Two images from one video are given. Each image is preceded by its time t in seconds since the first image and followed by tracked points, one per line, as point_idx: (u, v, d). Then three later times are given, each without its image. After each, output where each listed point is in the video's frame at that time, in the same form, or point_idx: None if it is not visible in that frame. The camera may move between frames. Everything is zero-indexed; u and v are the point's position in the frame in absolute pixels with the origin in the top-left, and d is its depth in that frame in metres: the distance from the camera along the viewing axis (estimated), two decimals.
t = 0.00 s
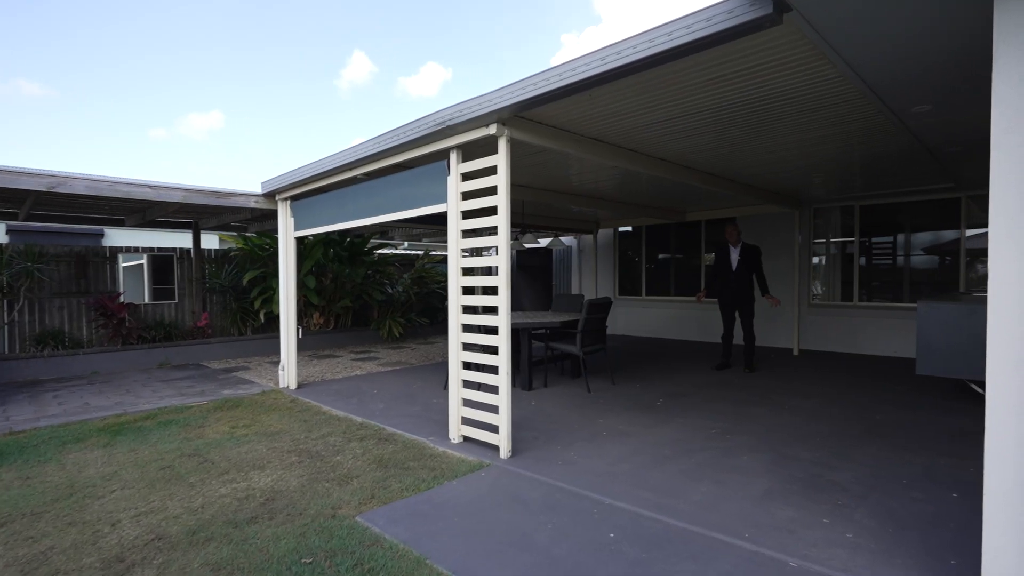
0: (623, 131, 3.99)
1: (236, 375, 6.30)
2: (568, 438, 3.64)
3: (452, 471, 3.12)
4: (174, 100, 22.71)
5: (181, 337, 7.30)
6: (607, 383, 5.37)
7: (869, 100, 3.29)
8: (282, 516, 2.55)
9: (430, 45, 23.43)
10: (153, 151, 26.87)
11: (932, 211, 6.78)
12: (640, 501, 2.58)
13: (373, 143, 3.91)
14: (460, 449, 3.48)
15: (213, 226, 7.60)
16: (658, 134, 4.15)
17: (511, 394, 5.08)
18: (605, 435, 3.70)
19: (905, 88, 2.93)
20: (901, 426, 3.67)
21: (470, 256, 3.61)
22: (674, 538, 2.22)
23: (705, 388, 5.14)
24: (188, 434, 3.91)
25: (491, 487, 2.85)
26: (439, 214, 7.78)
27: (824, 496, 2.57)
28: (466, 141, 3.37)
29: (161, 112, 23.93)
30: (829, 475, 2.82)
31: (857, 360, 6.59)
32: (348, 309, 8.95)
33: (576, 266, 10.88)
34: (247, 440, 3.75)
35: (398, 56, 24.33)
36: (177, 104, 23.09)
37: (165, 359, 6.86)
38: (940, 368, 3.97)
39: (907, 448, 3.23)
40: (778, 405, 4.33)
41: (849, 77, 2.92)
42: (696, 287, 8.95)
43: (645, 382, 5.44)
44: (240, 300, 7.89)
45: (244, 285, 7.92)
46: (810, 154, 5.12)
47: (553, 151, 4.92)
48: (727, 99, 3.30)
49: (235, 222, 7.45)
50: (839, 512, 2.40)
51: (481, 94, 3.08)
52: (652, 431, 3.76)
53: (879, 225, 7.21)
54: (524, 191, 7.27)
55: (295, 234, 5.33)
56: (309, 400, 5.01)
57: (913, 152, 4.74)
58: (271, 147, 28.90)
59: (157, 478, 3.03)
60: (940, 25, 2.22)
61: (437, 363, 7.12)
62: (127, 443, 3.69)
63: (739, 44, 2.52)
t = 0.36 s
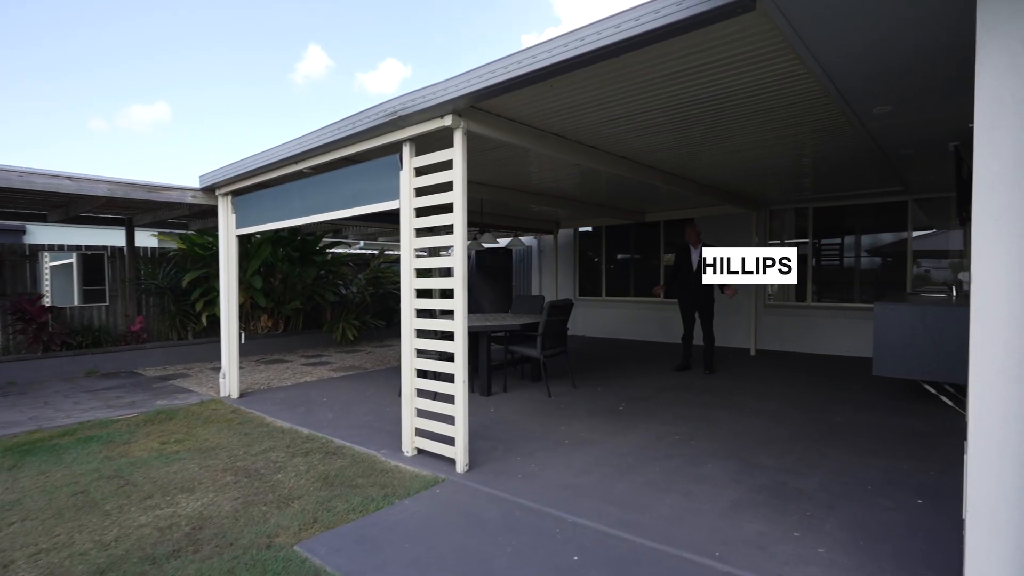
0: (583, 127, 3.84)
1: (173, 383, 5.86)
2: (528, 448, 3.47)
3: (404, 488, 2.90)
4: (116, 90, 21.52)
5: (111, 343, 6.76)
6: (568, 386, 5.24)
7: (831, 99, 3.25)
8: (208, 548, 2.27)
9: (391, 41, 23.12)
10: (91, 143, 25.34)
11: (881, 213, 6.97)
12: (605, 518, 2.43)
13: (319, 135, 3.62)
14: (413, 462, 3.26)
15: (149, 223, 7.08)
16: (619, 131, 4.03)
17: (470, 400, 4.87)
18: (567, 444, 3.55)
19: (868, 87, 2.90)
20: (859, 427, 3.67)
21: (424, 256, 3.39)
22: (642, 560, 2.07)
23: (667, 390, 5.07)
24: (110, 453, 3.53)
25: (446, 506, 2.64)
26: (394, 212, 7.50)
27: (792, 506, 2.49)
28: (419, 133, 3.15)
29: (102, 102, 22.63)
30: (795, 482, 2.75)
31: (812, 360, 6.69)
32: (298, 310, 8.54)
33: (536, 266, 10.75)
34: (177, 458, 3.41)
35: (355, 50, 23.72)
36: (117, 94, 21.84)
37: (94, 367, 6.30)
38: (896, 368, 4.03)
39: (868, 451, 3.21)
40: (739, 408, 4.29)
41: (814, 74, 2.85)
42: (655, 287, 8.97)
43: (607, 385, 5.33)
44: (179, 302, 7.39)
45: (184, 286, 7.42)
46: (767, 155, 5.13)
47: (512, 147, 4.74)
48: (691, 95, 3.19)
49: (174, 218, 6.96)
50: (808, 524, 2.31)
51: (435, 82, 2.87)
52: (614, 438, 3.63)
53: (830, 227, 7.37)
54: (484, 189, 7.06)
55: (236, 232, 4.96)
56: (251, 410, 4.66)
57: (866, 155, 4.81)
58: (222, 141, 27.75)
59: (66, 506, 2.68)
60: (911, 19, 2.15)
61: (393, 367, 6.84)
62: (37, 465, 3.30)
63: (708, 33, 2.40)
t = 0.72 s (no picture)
0: (544, 119, 3.69)
1: (101, 393, 5.36)
2: (489, 457, 3.27)
3: (352, 506, 2.66)
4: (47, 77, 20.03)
5: (31, 349, 6.17)
6: (530, 390, 5.07)
7: (795, 94, 3.21)
8: None
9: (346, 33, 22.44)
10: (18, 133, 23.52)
11: (834, 213, 7.14)
12: (571, 534, 2.27)
13: (259, 121, 3.32)
14: (364, 476, 3.01)
15: (77, 218, 6.51)
16: (581, 124, 3.89)
17: (427, 406, 4.63)
18: (529, 452, 3.37)
19: (835, 80, 2.84)
20: (822, 427, 3.65)
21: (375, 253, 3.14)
22: None
23: (630, 392, 4.97)
24: (17, 474, 3.13)
25: (399, 525, 2.42)
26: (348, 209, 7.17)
27: (763, 515, 2.39)
28: (370, 120, 2.91)
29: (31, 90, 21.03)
30: (764, 488, 2.66)
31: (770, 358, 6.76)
32: (245, 312, 8.05)
33: (496, 266, 10.56)
34: (96, 478, 3.05)
35: (308, 43, 22.95)
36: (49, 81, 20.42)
37: (10, 376, 5.72)
38: (854, 367, 4.06)
39: (833, 452, 3.17)
40: (703, 409, 4.21)
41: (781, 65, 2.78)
42: (616, 287, 8.92)
43: (570, 387, 5.19)
44: (111, 304, 6.82)
45: (116, 286, 6.87)
46: (727, 154, 5.11)
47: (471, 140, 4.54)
48: (658, 85, 3.07)
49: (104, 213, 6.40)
50: (782, 533, 2.22)
51: (386, 64, 2.64)
52: (579, 445, 3.48)
53: (785, 228, 7.51)
54: (442, 186, 6.82)
55: (171, 227, 4.56)
56: (187, 421, 4.28)
57: (822, 155, 4.85)
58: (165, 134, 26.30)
59: None
60: (884, 7, 2.08)
61: (346, 372, 6.50)
62: None
63: (680, 14, 2.27)
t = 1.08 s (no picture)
0: (520, 111, 3.52)
1: (43, 403, 4.97)
2: (462, 471, 3.08)
3: (311, 530, 2.43)
4: None
5: None
6: (505, 395, 4.88)
7: (779, 87, 3.10)
8: None
9: (318, 27, 21.93)
10: None
11: (809, 214, 7.14)
12: (550, 559, 2.09)
13: (211, 108, 3.05)
14: (326, 494, 2.78)
15: (19, 214, 6.05)
16: (559, 118, 3.74)
17: (397, 414, 4.40)
18: (505, 464, 3.18)
19: (823, 73, 2.74)
20: (805, 433, 3.56)
21: (338, 253, 2.91)
22: None
23: (608, 397, 4.82)
24: None
25: (361, 552, 2.21)
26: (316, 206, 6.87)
27: (754, 533, 2.25)
28: (331, 109, 2.69)
29: None
30: (753, 504, 2.53)
31: (748, 360, 6.71)
32: (206, 314, 7.65)
33: (471, 267, 10.35)
34: (23, 502, 2.74)
35: (277, 36, 22.33)
36: None
37: None
38: (837, 371, 3.98)
39: (819, 460, 3.06)
40: (684, 415, 4.09)
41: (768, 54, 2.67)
42: (593, 288, 8.80)
43: (546, 392, 5.02)
44: (58, 307, 6.38)
45: (64, 287, 6.42)
46: (706, 152, 5.03)
47: (445, 133, 4.33)
48: (639, 75, 2.93)
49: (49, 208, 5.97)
50: (774, 553, 2.08)
51: (347, 46, 2.42)
52: (557, 455, 3.31)
53: (761, 228, 7.48)
54: (414, 183, 6.58)
55: (118, 224, 4.23)
56: (135, 434, 3.96)
57: (801, 154, 4.79)
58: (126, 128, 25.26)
59: None
60: None
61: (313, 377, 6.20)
62: None
63: None
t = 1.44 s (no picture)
0: (502, 104, 3.36)
1: None
2: (440, 486, 2.89)
3: (271, 557, 2.21)
4: None
5: None
6: (487, 401, 4.70)
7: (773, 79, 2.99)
8: None
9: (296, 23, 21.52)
10: None
11: (795, 214, 7.07)
12: None
13: (166, 96, 2.82)
14: (291, 515, 2.56)
15: None
16: (543, 113, 3.59)
17: (373, 423, 4.19)
18: (486, 478, 3.00)
19: (819, 61, 2.61)
20: (797, 440, 3.44)
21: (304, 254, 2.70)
22: None
23: (593, 402, 4.67)
24: None
25: None
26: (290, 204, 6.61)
27: (751, 555, 2.11)
28: (295, 98, 2.48)
29: None
30: (749, 521, 2.39)
31: (734, 362, 6.61)
32: (176, 317, 7.32)
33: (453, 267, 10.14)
34: None
35: (255, 31, 21.85)
36: None
37: None
38: (827, 374, 3.87)
39: (814, 470, 2.94)
40: (672, 422, 3.95)
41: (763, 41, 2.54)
42: (577, 289, 8.66)
43: (530, 398, 4.85)
44: (13, 310, 6.02)
45: (21, 290, 6.07)
46: (692, 151, 4.92)
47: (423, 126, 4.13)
48: (626, 65, 2.79)
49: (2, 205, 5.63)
50: None
51: (309, 28, 2.21)
52: (541, 467, 3.14)
53: (747, 228, 7.40)
54: (393, 181, 6.36)
55: (72, 222, 3.95)
56: (89, 448, 3.69)
57: (789, 153, 4.71)
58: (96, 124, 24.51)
59: None
60: None
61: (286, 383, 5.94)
62: None
63: None
